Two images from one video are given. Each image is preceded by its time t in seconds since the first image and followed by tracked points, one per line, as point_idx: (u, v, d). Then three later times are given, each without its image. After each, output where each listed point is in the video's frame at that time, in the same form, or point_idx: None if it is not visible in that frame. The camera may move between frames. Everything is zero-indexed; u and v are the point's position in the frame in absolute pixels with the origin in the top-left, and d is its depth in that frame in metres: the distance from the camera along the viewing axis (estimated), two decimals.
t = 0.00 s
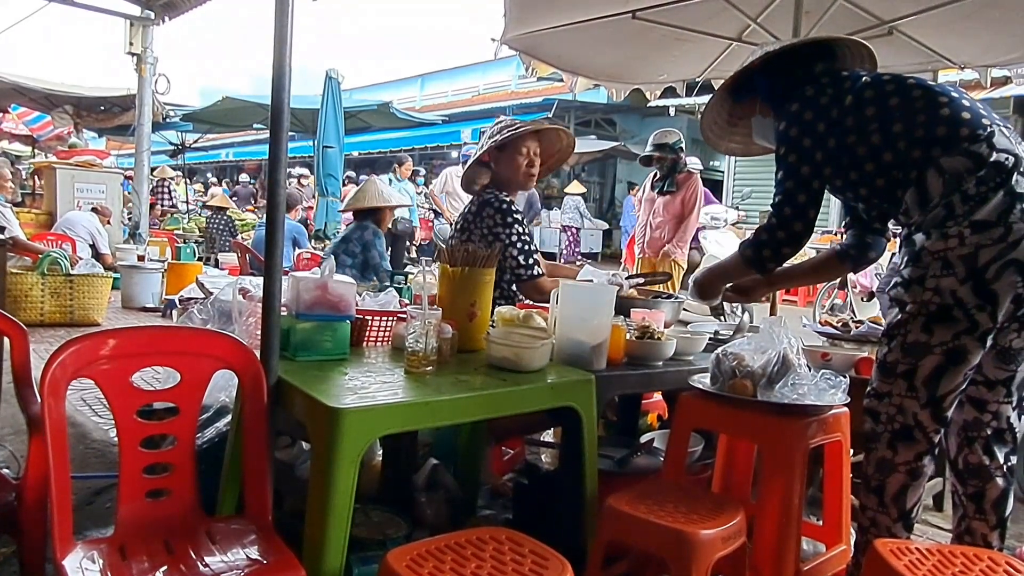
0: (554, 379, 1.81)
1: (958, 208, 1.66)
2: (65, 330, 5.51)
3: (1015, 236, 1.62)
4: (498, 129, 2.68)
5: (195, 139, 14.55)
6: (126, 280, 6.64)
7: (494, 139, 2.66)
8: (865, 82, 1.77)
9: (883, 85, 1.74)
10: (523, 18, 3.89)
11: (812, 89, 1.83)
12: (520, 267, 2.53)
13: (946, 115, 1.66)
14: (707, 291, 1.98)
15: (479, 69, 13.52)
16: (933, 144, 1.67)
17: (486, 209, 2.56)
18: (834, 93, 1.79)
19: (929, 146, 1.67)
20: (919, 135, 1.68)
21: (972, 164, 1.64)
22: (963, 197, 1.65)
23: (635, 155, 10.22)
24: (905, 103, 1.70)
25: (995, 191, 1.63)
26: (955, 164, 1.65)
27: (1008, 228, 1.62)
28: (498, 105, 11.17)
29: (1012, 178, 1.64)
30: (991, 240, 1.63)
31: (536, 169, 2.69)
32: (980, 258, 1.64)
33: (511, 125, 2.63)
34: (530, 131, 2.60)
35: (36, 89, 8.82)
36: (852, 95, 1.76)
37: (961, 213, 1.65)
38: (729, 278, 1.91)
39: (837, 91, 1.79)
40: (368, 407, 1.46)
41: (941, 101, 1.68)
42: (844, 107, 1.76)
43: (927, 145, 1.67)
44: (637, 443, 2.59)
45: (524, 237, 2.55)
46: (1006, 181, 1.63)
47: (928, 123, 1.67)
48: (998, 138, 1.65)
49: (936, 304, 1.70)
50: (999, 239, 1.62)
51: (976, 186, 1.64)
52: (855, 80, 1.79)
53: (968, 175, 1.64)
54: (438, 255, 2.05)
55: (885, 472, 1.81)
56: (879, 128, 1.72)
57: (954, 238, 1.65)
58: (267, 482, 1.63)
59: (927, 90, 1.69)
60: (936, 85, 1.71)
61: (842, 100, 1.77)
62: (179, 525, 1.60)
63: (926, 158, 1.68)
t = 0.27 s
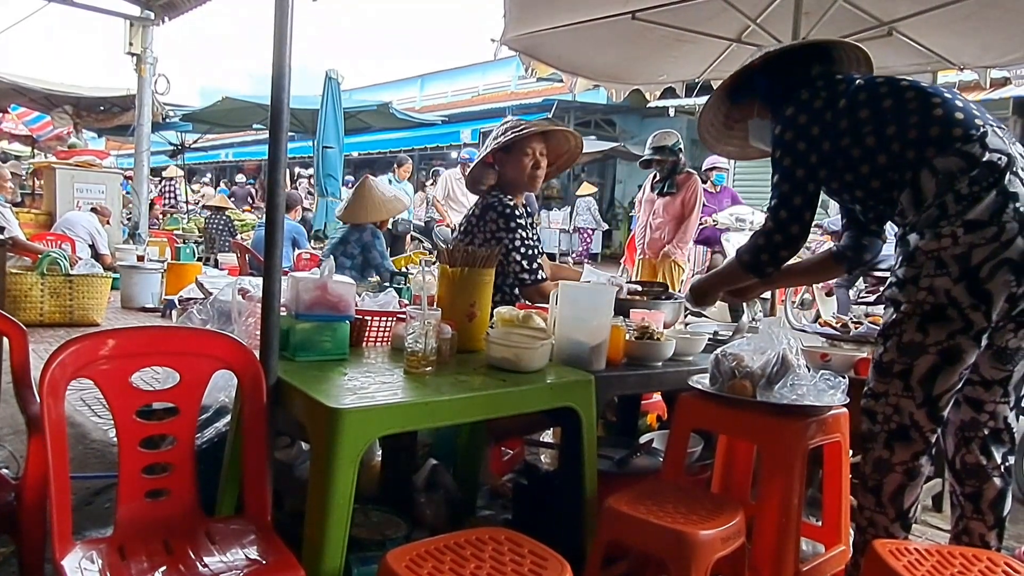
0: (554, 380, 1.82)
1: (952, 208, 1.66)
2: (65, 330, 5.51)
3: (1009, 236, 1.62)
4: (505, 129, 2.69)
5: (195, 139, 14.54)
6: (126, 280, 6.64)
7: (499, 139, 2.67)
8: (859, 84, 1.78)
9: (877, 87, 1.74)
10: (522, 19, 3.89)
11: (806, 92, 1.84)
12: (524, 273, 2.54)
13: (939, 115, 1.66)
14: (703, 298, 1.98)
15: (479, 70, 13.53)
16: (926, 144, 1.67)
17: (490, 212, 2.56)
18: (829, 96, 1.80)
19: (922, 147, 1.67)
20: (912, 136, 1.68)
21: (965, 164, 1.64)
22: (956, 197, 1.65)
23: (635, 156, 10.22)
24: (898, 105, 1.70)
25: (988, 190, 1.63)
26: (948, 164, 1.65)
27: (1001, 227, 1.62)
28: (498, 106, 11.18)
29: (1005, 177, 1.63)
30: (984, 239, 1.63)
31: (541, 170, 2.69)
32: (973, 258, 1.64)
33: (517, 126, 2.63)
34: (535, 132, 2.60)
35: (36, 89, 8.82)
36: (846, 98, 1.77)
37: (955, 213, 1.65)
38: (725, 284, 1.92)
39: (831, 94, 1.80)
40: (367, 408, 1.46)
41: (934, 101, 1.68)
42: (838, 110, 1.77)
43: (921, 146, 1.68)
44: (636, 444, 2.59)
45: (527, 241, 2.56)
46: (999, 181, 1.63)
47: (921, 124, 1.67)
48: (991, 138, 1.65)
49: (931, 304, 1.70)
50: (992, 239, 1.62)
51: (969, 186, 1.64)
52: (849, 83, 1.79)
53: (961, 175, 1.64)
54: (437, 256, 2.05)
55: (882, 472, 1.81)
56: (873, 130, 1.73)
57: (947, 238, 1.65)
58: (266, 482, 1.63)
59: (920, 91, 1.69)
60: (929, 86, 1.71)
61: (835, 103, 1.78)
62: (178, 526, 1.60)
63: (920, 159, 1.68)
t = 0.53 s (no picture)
0: (553, 380, 1.82)
1: (946, 207, 1.66)
2: (64, 330, 5.51)
3: (1003, 235, 1.62)
4: (507, 129, 2.69)
5: (195, 140, 14.54)
6: (125, 280, 6.63)
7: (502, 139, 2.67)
8: (854, 84, 1.78)
9: (873, 88, 1.75)
10: (522, 19, 3.90)
11: (802, 92, 1.83)
12: (525, 275, 2.55)
13: (934, 115, 1.66)
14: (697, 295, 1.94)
15: (479, 70, 13.54)
16: (921, 144, 1.67)
17: (491, 213, 2.55)
18: (824, 95, 1.80)
19: (917, 146, 1.68)
20: (907, 135, 1.69)
21: (960, 163, 1.64)
22: (951, 196, 1.65)
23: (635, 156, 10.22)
24: (893, 105, 1.71)
25: (982, 189, 1.63)
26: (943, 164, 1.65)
27: (996, 226, 1.62)
28: (498, 106, 11.18)
29: (1000, 176, 1.63)
30: (979, 238, 1.63)
31: (543, 171, 2.69)
32: (968, 257, 1.64)
33: (519, 127, 2.63)
34: (538, 132, 2.61)
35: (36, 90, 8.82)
36: (842, 98, 1.77)
37: (949, 212, 1.65)
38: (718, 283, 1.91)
39: (827, 94, 1.80)
40: (367, 408, 1.47)
41: (929, 101, 1.68)
42: (834, 109, 1.77)
43: (916, 146, 1.68)
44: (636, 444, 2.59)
45: (529, 243, 2.57)
46: (994, 180, 1.63)
47: (916, 124, 1.68)
48: (986, 137, 1.65)
49: (927, 303, 1.70)
50: (987, 237, 1.62)
51: (964, 185, 1.64)
52: (845, 83, 1.80)
53: (956, 174, 1.64)
54: (436, 256, 2.05)
55: (880, 472, 1.81)
56: (868, 130, 1.73)
57: (943, 237, 1.66)
58: (266, 482, 1.63)
59: (915, 91, 1.70)
60: (924, 87, 1.72)
61: (831, 102, 1.78)
62: (177, 526, 1.60)
63: (916, 159, 1.69)
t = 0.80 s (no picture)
0: (552, 380, 1.82)
1: (943, 207, 1.66)
2: (63, 330, 5.51)
3: (1000, 234, 1.62)
4: (505, 129, 2.69)
5: (195, 140, 14.55)
6: (125, 281, 6.64)
7: (500, 139, 2.67)
8: (851, 85, 1.79)
9: (869, 89, 1.76)
10: (521, 20, 3.90)
11: (799, 93, 1.84)
12: (525, 272, 2.54)
13: (930, 115, 1.67)
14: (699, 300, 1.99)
15: (479, 70, 13.54)
16: (918, 145, 1.68)
17: (490, 213, 2.56)
18: (821, 96, 1.80)
19: (914, 146, 1.68)
20: (904, 136, 1.70)
21: (956, 163, 1.64)
22: (947, 196, 1.65)
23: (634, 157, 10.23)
24: (890, 106, 1.72)
25: (979, 189, 1.63)
26: (939, 164, 1.66)
27: (992, 226, 1.62)
28: (497, 107, 11.19)
29: (996, 176, 1.64)
30: (976, 238, 1.63)
31: (540, 172, 2.70)
32: (965, 256, 1.64)
33: (516, 127, 2.63)
34: (536, 133, 2.61)
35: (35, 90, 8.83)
36: (838, 99, 1.78)
37: (946, 212, 1.66)
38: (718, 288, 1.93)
39: (824, 95, 1.81)
40: (366, 408, 1.47)
41: (925, 101, 1.69)
42: (831, 110, 1.78)
43: (912, 146, 1.69)
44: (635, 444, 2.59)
45: (528, 241, 2.57)
46: (990, 180, 1.63)
47: (912, 124, 1.69)
48: (983, 137, 1.65)
49: (924, 303, 1.71)
50: (984, 237, 1.62)
51: (960, 185, 1.64)
52: (842, 84, 1.80)
53: (952, 174, 1.65)
54: (435, 255, 2.05)
55: (878, 472, 1.81)
56: (865, 130, 1.73)
57: (939, 237, 1.66)
58: (265, 482, 1.63)
59: (911, 92, 1.71)
60: (921, 88, 1.73)
61: (828, 103, 1.79)
62: (176, 526, 1.60)
63: (912, 159, 1.69)
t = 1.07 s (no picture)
0: (552, 380, 1.82)
1: (943, 208, 1.66)
2: (62, 331, 5.50)
3: (1000, 235, 1.62)
4: (504, 131, 2.66)
5: (194, 141, 14.56)
6: (124, 281, 6.64)
7: (499, 142, 2.66)
8: (849, 85, 1.79)
9: (868, 89, 1.76)
10: (521, 20, 3.91)
11: (798, 94, 1.83)
12: (526, 269, 2.53)
13: (929, 116, 1.68)
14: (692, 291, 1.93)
15: (479, 71, 13.55)
16: (918, 145, 1.68)
17: (490, 211, 2.57)
18: (820, 97, 1.80)
19: (913, 147, 1.69)
20: (904, 136, 1.70)
21: (956, 163, 1.64)
22: (947, 196, 1.66)
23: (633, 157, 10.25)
24: (889, 106, 1.72)
25: (979, 189, 1.64)
26: (939, 164, 1.66)
27: (993, 226, 1.62)
28: (497, 107, 11.20)
29: (996, 177, 1.64)
30: (976, 238, 1.63)
31: (539, 173, 2.70)
32: (965, 257, 1.64)
33: (516, 130, 2.62)
34: (535, 137, 2.60)
35: (34, 90, 8.82)
36: (837, 99, 1.78)
37: (946, 212, 1.66)
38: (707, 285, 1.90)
39: (822, 95, 1.80)
40: (366, 408, 1.47)
41: (925, 102, 1.70)
42: (829, 111, 1.78)
43: (912, 147, 1.69)
44: (635, 445, 2.60)
45: (529, 239, 2.56)
46: (990, 180, 1.64)
47: (912, 124, 1.69)
48: (982, 138, 1.66)
49: (924, 304, 1.71)
50: (984, 238, 1.63)
51: (960, 185, 1.64)
52: (840, 84, 1.81)
53: (952, 174, 1.65)
54: (435, 255, 2.05)
55: (878, 472, 1.81)
56: (864, 131, 1.74)
57: (939, 237, 1.66)
58: (264, 482, 1.63)
59: (910, 92, 1.72)
60: (919, 88, 1.73)
61: (826, 104, 1.79)
62: (175, 526, 1.60)
63: (912, 160, 1.69)
